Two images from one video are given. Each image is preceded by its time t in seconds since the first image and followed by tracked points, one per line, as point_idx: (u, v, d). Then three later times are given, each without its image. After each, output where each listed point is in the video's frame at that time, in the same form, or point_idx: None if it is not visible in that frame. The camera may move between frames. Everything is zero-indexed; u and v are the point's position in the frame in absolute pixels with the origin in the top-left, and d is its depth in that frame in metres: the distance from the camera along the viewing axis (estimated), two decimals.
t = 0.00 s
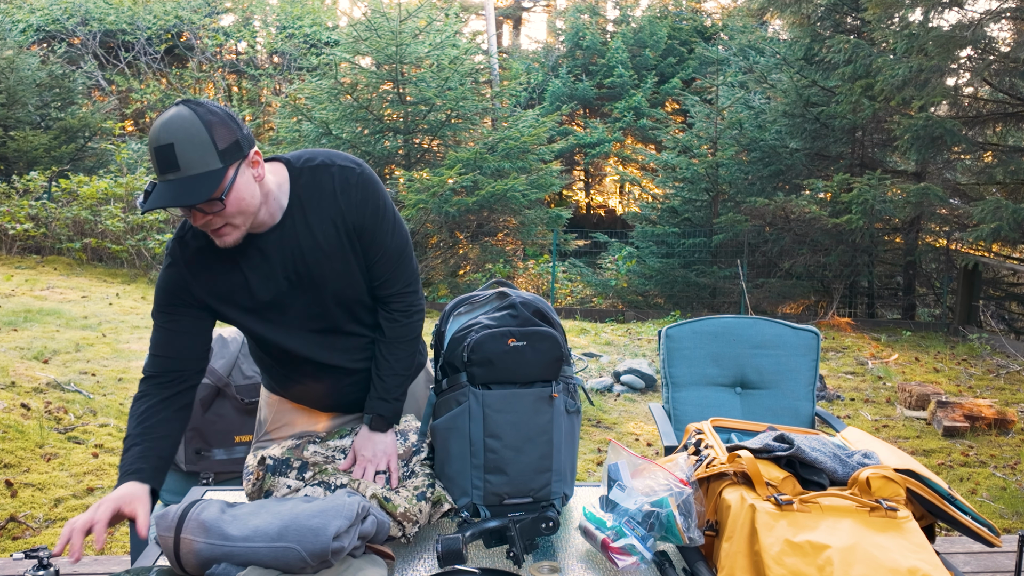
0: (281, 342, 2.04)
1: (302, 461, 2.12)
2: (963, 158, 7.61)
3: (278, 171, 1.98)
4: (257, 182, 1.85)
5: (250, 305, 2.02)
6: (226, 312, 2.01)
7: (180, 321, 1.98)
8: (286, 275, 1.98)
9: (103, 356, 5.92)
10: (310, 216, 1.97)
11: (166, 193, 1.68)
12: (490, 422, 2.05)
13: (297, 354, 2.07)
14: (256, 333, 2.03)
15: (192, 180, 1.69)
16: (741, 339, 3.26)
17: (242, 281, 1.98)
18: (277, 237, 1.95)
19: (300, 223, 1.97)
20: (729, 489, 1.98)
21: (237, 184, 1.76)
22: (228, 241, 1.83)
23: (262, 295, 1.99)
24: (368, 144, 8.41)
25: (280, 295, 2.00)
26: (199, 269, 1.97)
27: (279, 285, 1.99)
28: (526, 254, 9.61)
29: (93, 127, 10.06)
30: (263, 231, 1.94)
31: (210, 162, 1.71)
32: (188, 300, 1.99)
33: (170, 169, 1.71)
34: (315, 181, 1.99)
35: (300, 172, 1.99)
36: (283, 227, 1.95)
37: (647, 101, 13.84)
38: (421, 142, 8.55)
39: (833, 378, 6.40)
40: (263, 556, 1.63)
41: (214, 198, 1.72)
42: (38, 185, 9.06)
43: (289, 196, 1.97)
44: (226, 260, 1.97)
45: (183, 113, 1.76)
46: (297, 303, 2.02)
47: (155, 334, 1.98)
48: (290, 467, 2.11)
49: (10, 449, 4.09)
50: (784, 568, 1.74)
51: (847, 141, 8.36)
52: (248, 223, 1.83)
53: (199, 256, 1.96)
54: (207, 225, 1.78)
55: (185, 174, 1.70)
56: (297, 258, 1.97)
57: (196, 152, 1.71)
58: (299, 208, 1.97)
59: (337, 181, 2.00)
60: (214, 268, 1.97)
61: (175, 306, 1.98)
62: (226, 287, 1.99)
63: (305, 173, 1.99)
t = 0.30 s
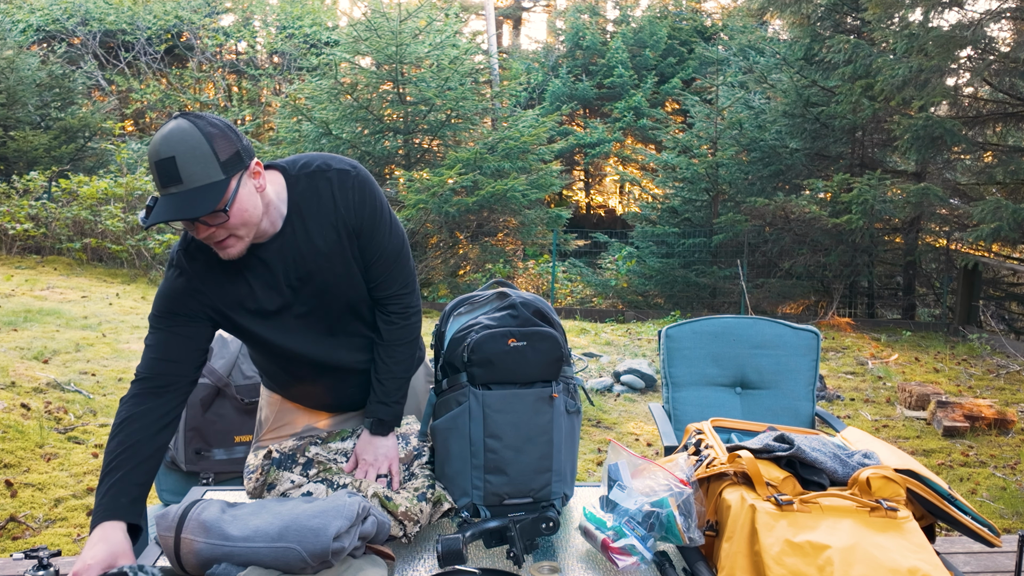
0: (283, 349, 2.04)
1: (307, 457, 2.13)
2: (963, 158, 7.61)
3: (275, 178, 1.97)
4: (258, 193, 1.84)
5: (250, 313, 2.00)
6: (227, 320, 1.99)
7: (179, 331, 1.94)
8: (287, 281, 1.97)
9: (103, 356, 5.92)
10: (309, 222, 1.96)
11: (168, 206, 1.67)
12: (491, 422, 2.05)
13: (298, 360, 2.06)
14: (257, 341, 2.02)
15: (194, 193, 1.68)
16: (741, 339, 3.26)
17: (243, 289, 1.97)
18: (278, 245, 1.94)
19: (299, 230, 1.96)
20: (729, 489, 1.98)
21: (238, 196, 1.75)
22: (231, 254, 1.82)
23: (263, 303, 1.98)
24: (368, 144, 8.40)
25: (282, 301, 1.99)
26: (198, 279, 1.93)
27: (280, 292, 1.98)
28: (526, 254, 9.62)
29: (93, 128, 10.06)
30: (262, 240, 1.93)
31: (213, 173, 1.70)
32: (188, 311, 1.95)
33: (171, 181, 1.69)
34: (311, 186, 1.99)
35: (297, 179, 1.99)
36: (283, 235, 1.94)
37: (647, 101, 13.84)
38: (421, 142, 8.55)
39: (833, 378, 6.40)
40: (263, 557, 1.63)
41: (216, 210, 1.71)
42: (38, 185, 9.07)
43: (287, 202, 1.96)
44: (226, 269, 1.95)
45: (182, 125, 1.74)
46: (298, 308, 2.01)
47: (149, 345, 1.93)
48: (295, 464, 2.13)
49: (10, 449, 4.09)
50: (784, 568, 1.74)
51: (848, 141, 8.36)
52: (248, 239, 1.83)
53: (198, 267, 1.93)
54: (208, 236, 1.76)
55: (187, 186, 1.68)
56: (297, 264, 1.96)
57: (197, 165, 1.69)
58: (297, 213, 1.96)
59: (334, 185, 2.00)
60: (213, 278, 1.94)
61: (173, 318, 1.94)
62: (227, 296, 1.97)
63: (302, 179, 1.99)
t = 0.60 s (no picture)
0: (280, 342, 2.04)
1: (307, 457, 2.14)
2: (963, 158, 7.61)
3: (279, 169, 1.98)
4: (260, 177, 1.85)
5: (250, 305, 2.01)
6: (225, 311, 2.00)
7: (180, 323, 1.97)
8: (284, 276, 1.98)
9: (103, 356, 5.92)
10: (309, 215, 1.97)
11: (170, 185, 1.68)
12: (491, 422, 2.05)
13: (294, 354, 2.06)
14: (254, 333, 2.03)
15: (196, 172, 1.69)
16: (741, 339, 3.26)
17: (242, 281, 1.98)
18: (277, 236, 1.95)
19: (299, 222, 1.96)
20: (729, 489, 1.98)
21: (240, 178, 1.76)
22: (226, 235, 1.81)
23: (260, 297, 1.99)
24: (368, 144, 8.39)
25: (278, 295, 1.99)
26: (198, 269, 1.95)
27: (278, 285, 1.98)
28: (526, 254, 9.62)
29: (93, 128, 10.07)
30: (263, 230, 1.94)
31: (215, 155, 1.71)
32: (186, 301, 1.96)
33: (173, 160, 1.71)
34: (314, 179, 1.99)
35: (300, 171, 2.00)
36: (283, 225, 1.95)
37: (647, 101, 13.85)
38: (421, 142, 8.55)
39: (833, 378, 6.40)
40: (265, 554, 1.63)
41: (218, 190, 1.72)
42: (38, 185, 9.07)
43: (289, 194, 1.97)
44: (225, 261, 1.96)
45: (187, 106, 1.76)
46: (295, 302, 2.01)
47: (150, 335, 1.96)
48: (296, 462, 2.14)
49: (10, 449, 4.09)
50: (784, 568, 1.74)
51: (848, 141, 8.37)
52: (249, 217, 1.83)
53: (198, 257, 1.95)
54: (207, 220, 1.77)
55: (189, 166, 1.70)
56: (295, 257, 1.97)
57: (200, 144, 1.70)
58: (298, 205, 1.97)
59: (336, 179, 2.00)
60: (213, 267, 1.96)
61: (172, 307, 1.96)
62: (227, 288, 1.98)
63: (305, 172, 2.00)
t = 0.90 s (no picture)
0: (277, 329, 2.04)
1: (307, 457, 2.14)
2: (963, 158, 7.61)
3: (288, 158, 2.01)
4: (269, 155, 1.89)
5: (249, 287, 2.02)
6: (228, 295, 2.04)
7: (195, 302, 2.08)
8: (282, 262, 1.97)
9: (103, 356, 5.92)
10: (312, 203, 1.97)
11: (183, 153, 1.74)
12: (491, 422, 2.05)
13: (292, 343, 2.06)
14: (251, 317, 2.04)
15: (209, 142, 1.74)
16: (741, 339, 3.26)
17: (243, 266, 2.00)
18: (279, 220, 1.96)
19: (302, 209, 1.96)
20: (729, 489, 1.98)
21: (251, 151, 1.81)
22: (234, 210, 1.84)
23: (257, 281, 1.99)
24: (368, 144, 8.39)
25: (273, 279, 1.98)
26: (206, 250, 2.01)
27: (276, 269, 1.98)
28: (526, 254, 9.61)
29: (93, 127, 10.07)
30: (265, 212, 1.96)
31: (227, 127, 1.76)
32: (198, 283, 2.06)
33: (187, 131, 1.76)
34: (321, 170, 2.00)
35: (309, 160, 2.01)
36: (286, 210, 1.96)
37: (647, 101, 13.85)
38: (421, 142, 8.55)
39: (833, 378, 6.40)
40: (267, 555, 1.64)
41: (226, 162, 1.76)
42: (38, 185, 9.07)
43: (295, 181, 1.98)
44: (230, 245, 2.00)
45: (203, 80, 1.81)
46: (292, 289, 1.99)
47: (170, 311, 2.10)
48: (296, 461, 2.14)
49: (10, 449, 4.10)
50: (784, 568, 1.74)
51: (848, 141, 8.37)
52: (258, 189, 1.86)
53: (205, 238, 2.01)
54: (213, 190, 1.80)
55: (201, 136, 1.75)
56: (294, 244, 1.97)
57: (213, 116, 1.76)
58: (302, 192, 1.97)
59: (343, 171, 2.00)
60: (218, 250, 2.01)
61: (184, 285, 2.05)
62: (231, 272, 2.02)
63: (313, 162, 2.01)
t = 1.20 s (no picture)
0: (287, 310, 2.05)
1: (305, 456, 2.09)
2: (963, 158, 7.61)
3: (315, 142, 2.02)
4: (301, 132, 1.91)
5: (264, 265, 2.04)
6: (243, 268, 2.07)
7: (214, 268, 2.11)
8: (294, 243, 1.99)
9: (103, 356, 5.92)
10: (332, 188, 1.98)
11: (221, 121, 1.78)
12: (491, 422, 2.05)
13: (300, 326, 2.07)
14: (261, 294, 2.05)
15: (246, 112, 1.78)
16: (741, 339, 3.26)
17: (258, 242, 2.02)
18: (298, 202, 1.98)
19: (321, 193, 1.98)
20: (730, 489, 1.98)
21: (286, 123, 1.85)
22: (263, 180, 1.88)
23: (269, 258, 2.01)
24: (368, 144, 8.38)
25: (286, 258, 2.00)
26: (228, 221, 2.05)
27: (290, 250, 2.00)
28: (526, 254, 9.60)
29: (93, 127, 10.06)
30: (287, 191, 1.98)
31: (264, 100, 1.80)
32: (217, 251, 2.09)
33: (225, 101, 1.80)
34: (345, 158, 2.01)
35: (336, 147, 2.03)
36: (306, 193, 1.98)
37: (647, 101, 13.85)
38: (421, 142, 8.54)
39: (833, 378, 6.40)
40: (265, 555, 1.64)
41: (262, 133, 1.80)
42: (38, 185, 9.08)
43: (319, 166, 1.99)
44: (248, 220, 2.03)
45: (244, 56, 1.85)
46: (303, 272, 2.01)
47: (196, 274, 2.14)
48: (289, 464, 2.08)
49: (10, 449, 4.10)
50: (784, 568, 1.74)
51: (848, 141, 8.37)
52: (288, 163, 1.89)
53: (228, 210, 2.04)
54: (244, 159, 1.84)
55: (240, 107, 1.80)
56: (309, 227, 1.98)
57: (251, 87, 1.80)
58: (324, 177, 1.99)
59: (365, 162, 2.01)
60: (238, 222, 2.04)
61: (205, 251, 2.10)
62: (247, 247, 2.04)
63: (338, 150, 2.02)
